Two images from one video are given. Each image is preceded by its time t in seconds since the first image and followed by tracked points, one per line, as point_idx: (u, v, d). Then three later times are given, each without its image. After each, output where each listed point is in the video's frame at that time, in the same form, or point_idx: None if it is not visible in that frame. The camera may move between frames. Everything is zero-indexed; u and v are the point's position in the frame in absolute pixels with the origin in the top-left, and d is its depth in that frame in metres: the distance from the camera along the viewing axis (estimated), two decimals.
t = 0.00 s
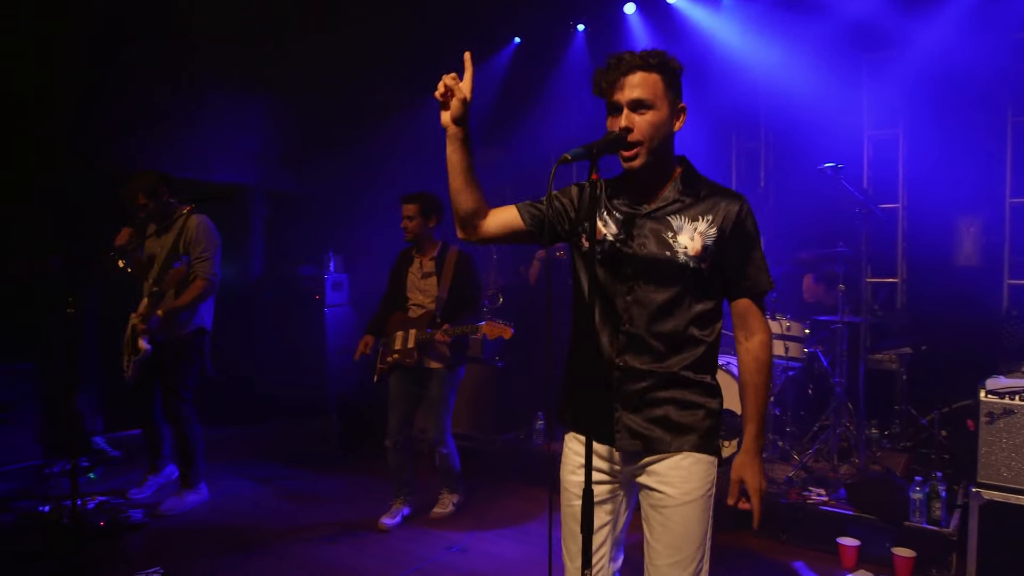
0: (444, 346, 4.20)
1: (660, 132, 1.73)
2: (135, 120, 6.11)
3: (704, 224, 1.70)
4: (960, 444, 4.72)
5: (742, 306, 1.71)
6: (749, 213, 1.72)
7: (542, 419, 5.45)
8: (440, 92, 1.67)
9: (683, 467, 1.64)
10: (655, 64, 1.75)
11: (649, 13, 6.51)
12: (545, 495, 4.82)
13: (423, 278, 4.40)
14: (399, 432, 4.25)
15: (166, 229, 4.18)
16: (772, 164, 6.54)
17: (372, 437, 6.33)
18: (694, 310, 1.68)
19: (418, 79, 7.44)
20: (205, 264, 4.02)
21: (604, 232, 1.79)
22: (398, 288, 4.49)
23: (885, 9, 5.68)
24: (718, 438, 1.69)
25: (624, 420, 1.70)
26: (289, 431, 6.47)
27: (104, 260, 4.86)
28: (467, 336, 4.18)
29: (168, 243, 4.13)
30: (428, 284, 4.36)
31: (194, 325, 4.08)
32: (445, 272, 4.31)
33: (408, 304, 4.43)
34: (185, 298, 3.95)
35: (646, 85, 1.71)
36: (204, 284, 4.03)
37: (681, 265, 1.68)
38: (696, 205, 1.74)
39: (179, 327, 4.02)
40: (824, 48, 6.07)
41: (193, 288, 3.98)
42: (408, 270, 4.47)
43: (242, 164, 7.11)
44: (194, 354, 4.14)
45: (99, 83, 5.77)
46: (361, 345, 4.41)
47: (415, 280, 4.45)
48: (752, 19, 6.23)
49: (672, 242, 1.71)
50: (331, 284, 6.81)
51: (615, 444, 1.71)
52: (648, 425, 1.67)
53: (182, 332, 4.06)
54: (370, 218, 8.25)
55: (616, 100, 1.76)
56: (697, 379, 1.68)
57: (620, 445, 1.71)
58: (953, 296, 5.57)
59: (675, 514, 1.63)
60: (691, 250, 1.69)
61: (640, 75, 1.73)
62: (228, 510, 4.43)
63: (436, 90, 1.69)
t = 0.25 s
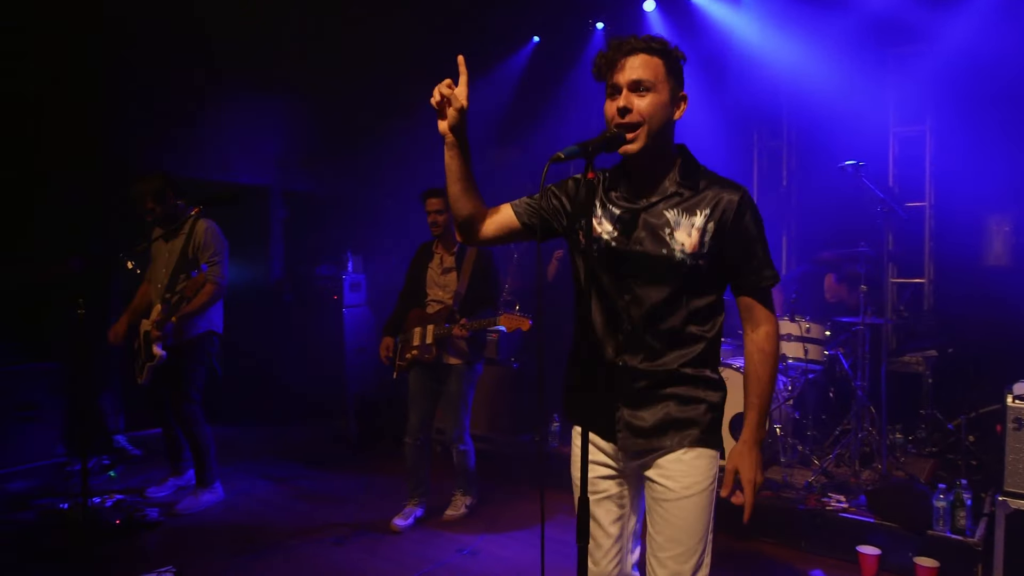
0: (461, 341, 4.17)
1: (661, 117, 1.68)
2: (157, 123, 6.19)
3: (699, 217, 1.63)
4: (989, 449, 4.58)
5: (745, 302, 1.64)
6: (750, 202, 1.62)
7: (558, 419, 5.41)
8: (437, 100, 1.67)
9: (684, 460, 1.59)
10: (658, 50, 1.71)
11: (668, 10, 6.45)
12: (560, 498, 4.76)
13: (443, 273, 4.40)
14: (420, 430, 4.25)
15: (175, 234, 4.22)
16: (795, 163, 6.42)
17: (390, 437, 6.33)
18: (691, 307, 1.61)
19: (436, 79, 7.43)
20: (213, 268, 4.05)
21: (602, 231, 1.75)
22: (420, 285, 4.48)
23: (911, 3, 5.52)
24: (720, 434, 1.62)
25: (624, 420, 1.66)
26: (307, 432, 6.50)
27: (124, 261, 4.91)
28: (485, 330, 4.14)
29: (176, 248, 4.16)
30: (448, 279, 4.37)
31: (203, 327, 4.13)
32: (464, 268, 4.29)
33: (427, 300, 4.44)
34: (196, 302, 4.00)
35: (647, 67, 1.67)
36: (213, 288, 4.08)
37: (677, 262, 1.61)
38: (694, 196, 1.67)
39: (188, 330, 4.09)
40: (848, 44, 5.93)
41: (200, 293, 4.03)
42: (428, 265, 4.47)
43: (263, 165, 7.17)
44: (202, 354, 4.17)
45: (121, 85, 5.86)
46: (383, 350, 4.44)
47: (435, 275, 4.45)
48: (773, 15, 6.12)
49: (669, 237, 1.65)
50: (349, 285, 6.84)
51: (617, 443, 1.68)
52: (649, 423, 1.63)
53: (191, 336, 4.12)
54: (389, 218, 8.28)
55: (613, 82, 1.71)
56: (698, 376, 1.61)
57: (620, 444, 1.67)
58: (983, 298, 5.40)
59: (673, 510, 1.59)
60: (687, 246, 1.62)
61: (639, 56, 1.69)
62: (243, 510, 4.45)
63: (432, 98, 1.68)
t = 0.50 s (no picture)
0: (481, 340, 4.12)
1: (664, 117, 1.62)
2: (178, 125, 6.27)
3: (706, 219, 1.56)
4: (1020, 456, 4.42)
5: (752, 308, 1.54)
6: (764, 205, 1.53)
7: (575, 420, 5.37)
8: (480, 109, 1.63)
9: (689, 467, 1.54)
10: (657, 46, 1.65)
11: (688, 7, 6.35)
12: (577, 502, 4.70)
13: (463, 272, 4.36)
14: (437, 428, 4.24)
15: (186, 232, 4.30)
16: (819, 161, 6.29)
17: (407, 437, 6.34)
18: (697, 315, 1.55)
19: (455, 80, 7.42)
20: (223, 265, 4.10)
21: (607, 236, 1.73)
22: (440, 281, 4.45)
23: None
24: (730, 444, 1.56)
25: (628, 428, 1.63)
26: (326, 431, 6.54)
27: (143, 261, 4.99)
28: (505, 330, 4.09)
29: (187, 246, 4.23)
30: (468, 277, 4.32)
31: (215, 325, 4.15)
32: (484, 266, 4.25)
33: (447, 297, 4.39)
34: (205, 300, 4.03)
35: (646, 68, 1.60)
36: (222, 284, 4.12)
37: (682, 267, 1.56)
38: (701, 196, 1.60)
39: (199, 328, 4.10)
40: (873, 40, 5.79)
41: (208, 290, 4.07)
42: (450, 262, 4.44)
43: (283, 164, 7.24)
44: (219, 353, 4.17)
45: (136, 86, 5.93)
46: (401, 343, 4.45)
47: (456, 272, 4.41)
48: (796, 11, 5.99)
49: (674, 242, 1.60)
50: (368, 285, 6.86)
51: (623, 452, 1.64)
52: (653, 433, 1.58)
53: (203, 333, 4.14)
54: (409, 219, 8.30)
55: (612, 87, 1.66)
56: (710, 386, 1.55)
57: (626, 453, 1.64)
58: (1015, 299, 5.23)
59: (674, 519, 1.54)
60: (694, 250, 1.56)
61: (639, 57, 1.63)
62: (258, 509, 4.47)
63: (474, 107, 1.64)
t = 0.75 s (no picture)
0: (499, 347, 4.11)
1: (665, 124, 1.58)
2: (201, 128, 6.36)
3: (719, 226, 1.50)
4: None
5: (772, 319, 1.41)
6: (779, 204, 1.44)
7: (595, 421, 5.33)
8: (461, 151, 1.68)
9: (699, 501, 1.51)
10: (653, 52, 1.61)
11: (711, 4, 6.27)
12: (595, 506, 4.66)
13: (482, 280, 4.34)
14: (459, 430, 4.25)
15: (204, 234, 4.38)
16: (846, 159, 6.15)
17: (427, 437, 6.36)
18: (712, 329, 1.49)
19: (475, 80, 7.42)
20: (237, 266, 4.15)
21: (622, 255, 1.68)
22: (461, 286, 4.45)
23: None
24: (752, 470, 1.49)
25: (642, 452, 1.59)
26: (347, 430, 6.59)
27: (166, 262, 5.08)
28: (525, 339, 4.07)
29: (205, 247, 4.29)
30: (487, 286, 4.31)
31: (231, 325, 4.19)
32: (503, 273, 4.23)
33: (466, 308, 4.41)
34: (219, 299, 4.09)
35: (644, 74, 1.58)
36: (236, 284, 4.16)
37: (696, 278, 1.51)
38: (714, 203, 1.54)
39: (217, 327, 4.16)
40: (901, 34, 5.68)
41: (222, 290, 4.13)
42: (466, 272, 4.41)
43: (305, 166, 7.31)
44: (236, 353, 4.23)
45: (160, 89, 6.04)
46: (419, 340, 4.44)
47: (474, 281, 4.39)
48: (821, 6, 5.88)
49: (687, 251, 1.54)
50: (389, 286, 6.89)
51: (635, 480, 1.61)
52: (667, 454, 1.55)
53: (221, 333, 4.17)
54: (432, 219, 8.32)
55: (612, 99, 1.64)
56: (731, 409, 1.48)
57: (637, 477, 1.60)
58: None
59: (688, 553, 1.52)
60: (707, 259, 1.50)
61: (637, 63, 1.60)
62: (277, 508, 4.51)
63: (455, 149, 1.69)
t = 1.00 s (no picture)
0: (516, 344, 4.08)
1: (667, 108, 1.54)
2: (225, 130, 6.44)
3: (727, 204, 1.45)
4: None
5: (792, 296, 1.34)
6: (787, 177, 1.38)
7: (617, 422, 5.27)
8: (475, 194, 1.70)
9: (719, 499, 1.45)
10: (649, 35, 1.58)
11: None
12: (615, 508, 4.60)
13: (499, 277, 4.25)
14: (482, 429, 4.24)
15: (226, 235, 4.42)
16: (876, 155, 6.00)
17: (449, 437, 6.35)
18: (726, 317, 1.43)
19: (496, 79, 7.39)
20: (256, 268, 4.17)
21: (633, 244, 1.65)
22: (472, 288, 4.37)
23: None
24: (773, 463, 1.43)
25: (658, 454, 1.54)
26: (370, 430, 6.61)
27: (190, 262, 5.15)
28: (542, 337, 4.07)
29: (224, 249, 4.34)
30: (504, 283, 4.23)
31: (251, 326, 4.23)
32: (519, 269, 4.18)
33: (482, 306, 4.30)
34: (237, 301, 4.13)
35: (639, 60, 1.54)
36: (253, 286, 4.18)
37: (707, 261, 1.45)
38: (720, 182, 1.49)
39: (237, 329, 4.19)
40: (930, 27, 5.56)
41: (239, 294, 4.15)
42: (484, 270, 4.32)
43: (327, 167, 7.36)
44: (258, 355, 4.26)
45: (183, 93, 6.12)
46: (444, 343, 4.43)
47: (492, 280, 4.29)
48: None
49: (695, 234, 1.49)
50: (411, 286, 6.90)
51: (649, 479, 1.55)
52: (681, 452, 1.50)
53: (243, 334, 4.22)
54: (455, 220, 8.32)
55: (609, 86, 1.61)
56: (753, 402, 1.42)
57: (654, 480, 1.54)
58: None
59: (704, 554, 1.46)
60: (716, 242, 1.45)
61: (632, 49, 1.57)
62: (297, 507, 4.54)
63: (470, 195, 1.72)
